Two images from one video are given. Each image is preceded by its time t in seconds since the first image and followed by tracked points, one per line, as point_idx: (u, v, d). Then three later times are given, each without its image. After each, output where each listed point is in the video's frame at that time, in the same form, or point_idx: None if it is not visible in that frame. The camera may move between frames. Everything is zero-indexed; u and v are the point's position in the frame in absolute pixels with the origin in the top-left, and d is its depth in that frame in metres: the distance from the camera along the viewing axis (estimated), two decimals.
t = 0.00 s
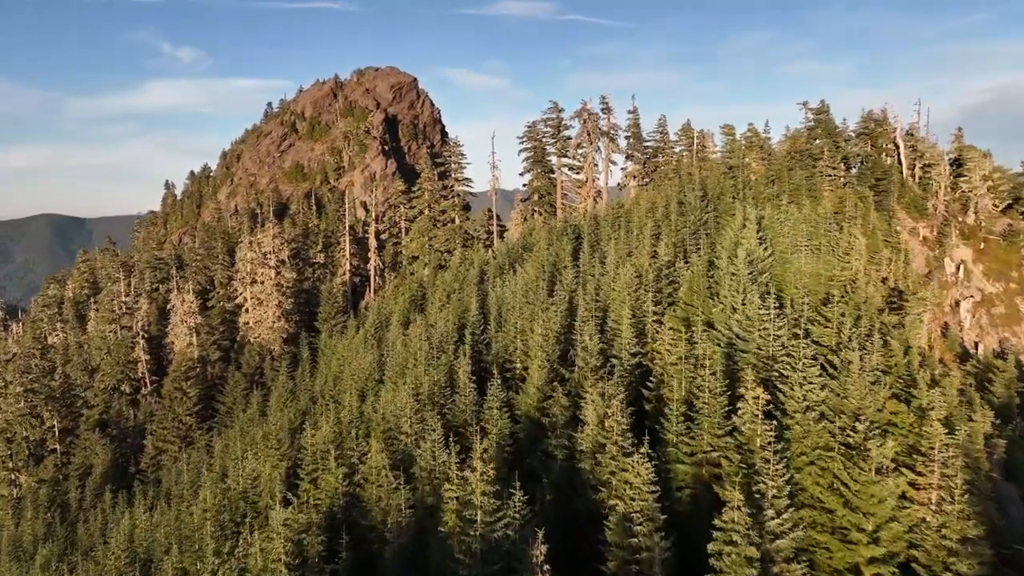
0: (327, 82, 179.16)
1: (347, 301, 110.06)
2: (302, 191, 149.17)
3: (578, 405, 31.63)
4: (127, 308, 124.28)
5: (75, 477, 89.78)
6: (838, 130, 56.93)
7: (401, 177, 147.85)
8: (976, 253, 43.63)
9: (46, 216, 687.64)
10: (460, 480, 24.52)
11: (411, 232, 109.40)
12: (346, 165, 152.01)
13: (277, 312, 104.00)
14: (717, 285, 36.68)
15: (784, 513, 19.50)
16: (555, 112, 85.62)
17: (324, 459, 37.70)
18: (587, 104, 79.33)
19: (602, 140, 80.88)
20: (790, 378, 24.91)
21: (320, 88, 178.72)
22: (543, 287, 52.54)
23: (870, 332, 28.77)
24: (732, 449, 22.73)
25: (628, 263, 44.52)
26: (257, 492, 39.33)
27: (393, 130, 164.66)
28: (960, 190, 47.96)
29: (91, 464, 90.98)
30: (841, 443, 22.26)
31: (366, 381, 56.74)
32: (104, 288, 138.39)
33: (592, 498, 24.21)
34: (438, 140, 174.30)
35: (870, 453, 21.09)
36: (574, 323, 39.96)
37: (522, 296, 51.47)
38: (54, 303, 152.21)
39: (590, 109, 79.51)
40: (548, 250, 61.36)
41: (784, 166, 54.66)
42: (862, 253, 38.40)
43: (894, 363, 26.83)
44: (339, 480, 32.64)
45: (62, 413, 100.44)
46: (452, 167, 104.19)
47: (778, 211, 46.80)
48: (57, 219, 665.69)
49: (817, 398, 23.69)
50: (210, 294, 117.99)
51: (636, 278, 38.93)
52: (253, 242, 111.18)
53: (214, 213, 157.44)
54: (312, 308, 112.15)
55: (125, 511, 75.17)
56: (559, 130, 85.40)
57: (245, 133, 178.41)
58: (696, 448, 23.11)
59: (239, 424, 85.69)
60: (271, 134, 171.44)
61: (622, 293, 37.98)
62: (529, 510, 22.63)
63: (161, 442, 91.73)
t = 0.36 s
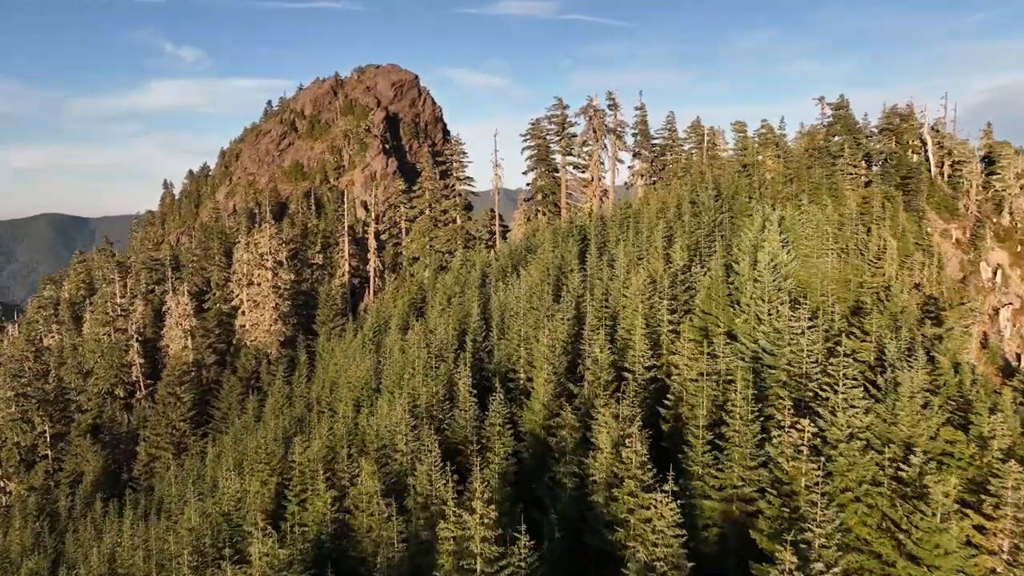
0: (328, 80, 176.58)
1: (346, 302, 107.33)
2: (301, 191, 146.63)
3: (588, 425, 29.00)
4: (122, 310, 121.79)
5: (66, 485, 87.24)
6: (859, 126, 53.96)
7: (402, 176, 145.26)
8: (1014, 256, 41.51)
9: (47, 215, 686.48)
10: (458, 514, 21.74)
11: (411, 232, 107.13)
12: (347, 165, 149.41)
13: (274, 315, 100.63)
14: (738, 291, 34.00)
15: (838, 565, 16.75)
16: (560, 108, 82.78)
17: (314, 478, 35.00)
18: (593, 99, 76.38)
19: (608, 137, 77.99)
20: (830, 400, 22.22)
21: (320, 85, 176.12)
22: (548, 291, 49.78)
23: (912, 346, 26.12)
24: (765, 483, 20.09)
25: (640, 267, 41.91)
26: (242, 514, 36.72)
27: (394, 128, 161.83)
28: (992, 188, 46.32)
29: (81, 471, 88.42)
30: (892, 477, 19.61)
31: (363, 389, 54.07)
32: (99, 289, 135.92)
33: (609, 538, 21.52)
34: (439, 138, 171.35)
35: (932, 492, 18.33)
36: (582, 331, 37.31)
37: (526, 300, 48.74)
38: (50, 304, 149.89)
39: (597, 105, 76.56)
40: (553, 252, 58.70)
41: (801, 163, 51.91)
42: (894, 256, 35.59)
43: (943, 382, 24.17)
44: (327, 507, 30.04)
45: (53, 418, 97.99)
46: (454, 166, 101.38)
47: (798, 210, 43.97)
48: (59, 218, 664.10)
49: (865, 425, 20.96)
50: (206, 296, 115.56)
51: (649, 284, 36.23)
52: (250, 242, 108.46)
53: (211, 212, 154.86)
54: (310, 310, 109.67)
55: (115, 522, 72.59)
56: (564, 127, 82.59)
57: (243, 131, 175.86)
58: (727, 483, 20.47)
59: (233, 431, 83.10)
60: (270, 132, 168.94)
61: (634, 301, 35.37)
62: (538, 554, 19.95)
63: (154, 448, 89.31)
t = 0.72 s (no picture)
0: (329, 78, 174.25)
1: (346, 305, 105.04)
2: (302, 191, 144.32)
3: (600, 449, 26.59)
4: (119, 312, 119.66)
5: (58, 493, 85.10)
6: (882, 122, 51.08)
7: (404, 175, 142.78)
8: None
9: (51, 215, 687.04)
10: (455, 557, 19.28)
11: (413, 233, 104.79)
12: (348, 164, 147.06)
13: (272, 318, 98.24)
14: (763, 299, 31.38)
15: None
16: (566, 105, 80.28)
17: (302, 500, 32.61)
18: (600, 96, 73.72)
19: (616, 135, 75.28)
20: (885, 424, 19.39)
21: (321, 83, 173.74)
22: (553, 296, 47.27)
23: (965, 365, 23.44)
24: (808, 526, 17.52)
25: (653, 272, 39.42)
26: (226, 538, 34.31)
27: (396, 127, 159.23)
28: None
29: (73, 479, 85.89)
30: (959, 522, 17.02)
31: (360, 397, 51.46)
32: (96, 290, 133.86)
33: None
34: (442, 136, 168.56)
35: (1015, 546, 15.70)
36: (591, 341, 34.82)
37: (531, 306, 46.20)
38: (48, 306, 147.94)
39: (604, 102, 73.87)
40: (559, 255, 56.18)
41: (821, 162, 49.34)
42: (932, 262, 32.84)
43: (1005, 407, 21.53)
44: (316, 535, 27.57)
45: (47, 424, 95.89)
46: (456, 165, 98.81)
47: (822, 210, 41.21)
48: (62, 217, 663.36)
49: (925, 455, 18.19)
50: (203, 298, 113.24)
51: (664, 291, 33.68)
52: (248, 243, 106.12)
53: (211, 212, 152.54)
54: (309, 313, 107.28)
55: (105, 533, 70.31)
56: (569, 125, 80.05)
57: (243, 131, 173.72)
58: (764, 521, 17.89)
59: (229, 438, 80.83)
60: (271, 131, 166.71)
61: (650, 310, 32.84)
62: None
63: (148, 455, 87.15)
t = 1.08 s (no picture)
0: (331, 76, 171.84)
1: (346, 307, 102.60)
2: (302, 190, 141.92)
3: (617, 483, 24.09)
4: (115, 314, 117.44)
5: (49, 501, 82.88)
6: (910, 119, 48.22)
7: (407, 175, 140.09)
8: None
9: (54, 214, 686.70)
10: None
11: (415, 234, 102.26)
12: (349, 163, 144.63)
13: (269, 321, 95.62)
14: (792, 310, 28.66)
15: None
16: (572, 102, 77.52)
17: (287, 527, 30.13)
18: (608, 92, 70.91)
19: (625, 132, 72.40)
20: (952, 464, 16.64)
21: (323, 81, 171.28)
22: (560, 303, 44.46)
23: None
24: None
25: (669, 279, 36.78)
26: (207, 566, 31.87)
27: (398, 125, 156.59)
28: None
29: (64, 487, 83.40)
30: None
31: (355, 407, 48.69)
32: (92, 291, 131.71)
33: None
34: (445, 135, 165.85)
35: None
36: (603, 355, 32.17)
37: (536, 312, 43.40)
38: (45, 307, 145.95)
39: (612, 98, 71.03)
40: (566, 258, 53.48)
41: (843, 159, 46.55)
42: (978, 268, 30.05)
43: None
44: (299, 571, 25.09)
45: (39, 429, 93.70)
46: (459, 164, 96.13)
47: (849, 210, 38.42)
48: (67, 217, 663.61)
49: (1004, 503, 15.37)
50: (201, 300, 110.91)
51: (684, 299, 30.97)
52: (246, 244, 103.69)
53: (210, 211, 150.22)
54: (308, 315, 104.70)
55: (95, 545, 68.01)
56: (576, 122, 77.28)
57: (244, 129, 171.41)
58: None
59: (224, 446, 78.47)
60: (271, 130, 164.40)
61: (668, 321, 30.16)
62: None
63: (142, 462, 84.88)
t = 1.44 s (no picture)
0: (332, 74, 169.35)
1: (346, 310, 100.15)
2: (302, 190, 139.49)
3: (635, 526, 21.68)
4: (110, 316, 115.15)
5: (38, 510, 80.56)
6: (939, 115, 45.52)
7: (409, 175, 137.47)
8: None
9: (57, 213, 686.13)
10: None
11: (416, 234, 99.74)
12: (350, 163, 142.24)
13: (267, 325, 93.37)
14: (825, 322, 25.94)
15: None
16: (578, 98, 74.84)
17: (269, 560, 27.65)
18: (616, 87, 68.18)
19: (633, 129, 69.68)
20: None
21: (324, 79, 168.84)
22: (567, 310, 41.79)
23: None
24: None
25: (686, 286, 34.17)
26: None
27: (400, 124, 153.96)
28: None
29: (54, 496, 80.93)
30: None
31: (349, 419, 46.17)
32: (89, 292, 129.48)
33: None
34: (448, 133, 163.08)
35: None
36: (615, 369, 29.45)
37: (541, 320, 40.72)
38: (42, 308, 143.89)
39: (619, 94, 68.29)
40: (572, 261, 50.82)
41: (868, 157, 43.81)
42: None
43: None
44: None
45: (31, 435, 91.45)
46: (461, 162, 93.48)
47: (879, 211, 35.68)
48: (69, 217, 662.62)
49: None
50: (197, 302, 108.56)
51: (704, 309, 28.23)
52: (243, 245, 101.22)
53: (209, 211, 148.17)
54: (306, 318, 102.20)
55: (83, 558, 65.66)
56: (582, 119, 74.59)
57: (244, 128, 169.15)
58: None
59: (218, 454, 76.06)
60: (272, 128, 162.13)
61: (687, 334, 27.49)
62: None
63: (134, 470, 82.51)
